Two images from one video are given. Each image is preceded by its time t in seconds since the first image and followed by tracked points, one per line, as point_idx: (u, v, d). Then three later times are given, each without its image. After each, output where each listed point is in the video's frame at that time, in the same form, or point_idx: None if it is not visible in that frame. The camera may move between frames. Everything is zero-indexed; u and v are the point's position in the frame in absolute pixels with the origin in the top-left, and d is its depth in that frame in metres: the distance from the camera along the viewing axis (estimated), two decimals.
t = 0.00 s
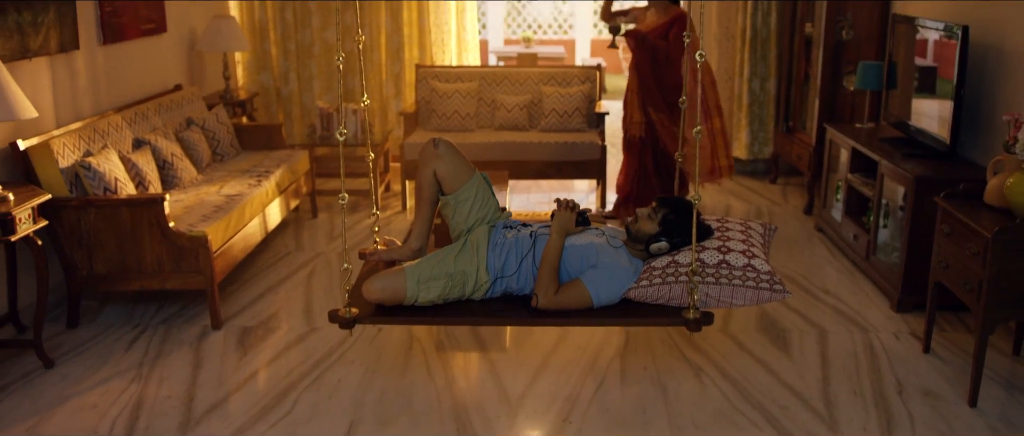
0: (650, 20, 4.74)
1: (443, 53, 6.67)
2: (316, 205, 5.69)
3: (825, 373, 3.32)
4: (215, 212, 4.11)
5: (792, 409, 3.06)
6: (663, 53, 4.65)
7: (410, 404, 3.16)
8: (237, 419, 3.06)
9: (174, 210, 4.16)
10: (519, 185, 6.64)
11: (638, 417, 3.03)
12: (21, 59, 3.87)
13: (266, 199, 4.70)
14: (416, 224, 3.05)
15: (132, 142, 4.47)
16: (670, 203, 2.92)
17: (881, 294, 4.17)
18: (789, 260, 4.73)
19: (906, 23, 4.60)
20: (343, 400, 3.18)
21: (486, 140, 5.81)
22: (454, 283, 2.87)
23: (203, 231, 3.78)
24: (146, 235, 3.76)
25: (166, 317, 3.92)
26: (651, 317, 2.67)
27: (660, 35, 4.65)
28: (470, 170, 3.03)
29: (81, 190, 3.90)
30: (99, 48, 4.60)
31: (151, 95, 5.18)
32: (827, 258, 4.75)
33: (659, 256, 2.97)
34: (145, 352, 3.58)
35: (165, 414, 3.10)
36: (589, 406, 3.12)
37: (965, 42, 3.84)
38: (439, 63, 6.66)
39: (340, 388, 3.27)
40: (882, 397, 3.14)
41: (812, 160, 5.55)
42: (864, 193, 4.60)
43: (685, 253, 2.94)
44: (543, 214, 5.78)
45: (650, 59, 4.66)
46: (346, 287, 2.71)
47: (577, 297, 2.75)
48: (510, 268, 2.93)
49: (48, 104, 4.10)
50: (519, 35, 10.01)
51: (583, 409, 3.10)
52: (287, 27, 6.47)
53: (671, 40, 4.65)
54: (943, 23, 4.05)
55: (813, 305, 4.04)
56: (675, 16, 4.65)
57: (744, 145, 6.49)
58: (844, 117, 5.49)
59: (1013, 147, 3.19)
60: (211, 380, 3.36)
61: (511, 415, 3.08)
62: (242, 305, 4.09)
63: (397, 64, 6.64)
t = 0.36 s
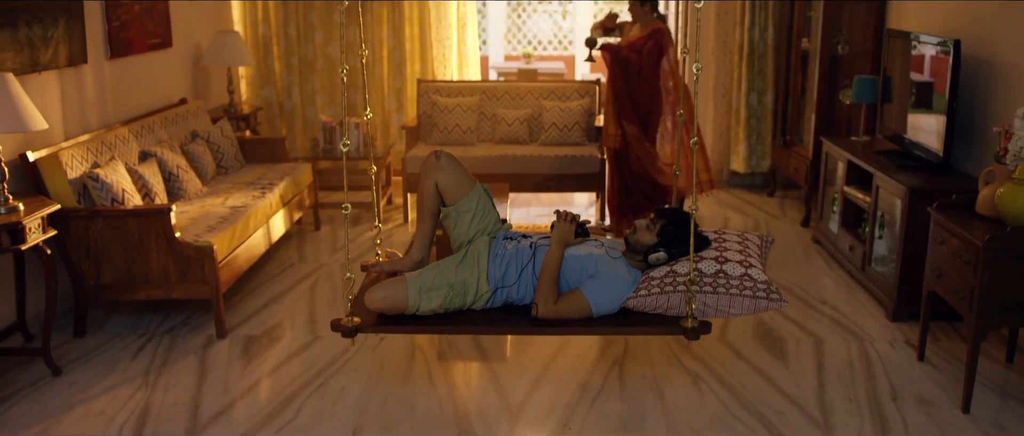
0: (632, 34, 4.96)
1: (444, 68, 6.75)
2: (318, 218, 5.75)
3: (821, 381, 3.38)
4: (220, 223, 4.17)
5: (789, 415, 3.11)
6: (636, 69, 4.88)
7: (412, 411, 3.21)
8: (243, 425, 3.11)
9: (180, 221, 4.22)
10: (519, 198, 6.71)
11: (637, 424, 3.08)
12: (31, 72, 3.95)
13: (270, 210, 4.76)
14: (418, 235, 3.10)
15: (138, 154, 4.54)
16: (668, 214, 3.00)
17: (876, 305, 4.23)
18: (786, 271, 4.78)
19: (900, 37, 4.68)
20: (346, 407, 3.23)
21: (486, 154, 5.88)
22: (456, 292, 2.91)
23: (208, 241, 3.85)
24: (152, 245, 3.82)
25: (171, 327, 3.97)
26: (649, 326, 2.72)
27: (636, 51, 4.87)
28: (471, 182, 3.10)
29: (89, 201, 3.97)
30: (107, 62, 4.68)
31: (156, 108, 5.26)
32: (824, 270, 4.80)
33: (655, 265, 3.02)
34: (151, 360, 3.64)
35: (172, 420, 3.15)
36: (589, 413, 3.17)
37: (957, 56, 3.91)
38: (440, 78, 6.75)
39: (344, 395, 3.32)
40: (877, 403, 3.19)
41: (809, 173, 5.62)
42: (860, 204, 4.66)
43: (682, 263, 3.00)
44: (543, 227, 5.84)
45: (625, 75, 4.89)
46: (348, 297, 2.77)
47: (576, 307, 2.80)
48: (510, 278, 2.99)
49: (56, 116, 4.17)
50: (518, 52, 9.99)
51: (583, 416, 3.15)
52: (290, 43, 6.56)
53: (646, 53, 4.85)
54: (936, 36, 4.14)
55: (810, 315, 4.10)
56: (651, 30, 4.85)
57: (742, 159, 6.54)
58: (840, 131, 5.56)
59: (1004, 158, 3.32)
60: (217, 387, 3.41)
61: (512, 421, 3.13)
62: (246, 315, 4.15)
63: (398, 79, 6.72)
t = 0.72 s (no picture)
0: (615, 45, 5.07)
1: (446, 80, 6.83)
2: (320, 227, 5.81)
3: (818, 386, 3.42)
4: (225, 231, 4.23)
5: (785, 419, 3.16)
6: (612, 75, 4.99)
7: (414, 415, 3.26)
8: (248, 429, 3.16)
9: (185, 230, 4.28)
10: (519, 209, 6.76)
11: (636, 427, 3.13)
12: (40, 83, 4.02)
13: (273, 219, 4.82)
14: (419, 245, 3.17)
15: (143, 164, 4.60)
16: (667, 225, 3.04)
17: (872, 312, 4.28)
18: (784, 279, 4.84)
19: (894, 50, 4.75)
20: (350, 411, 3.28)
21: (487, 164, 5.95)
22: (456, 302, 2.97)
23: (214, 249, 3.91)
24: (158, 253, 3.88)
25: (176, 333, 4.02)
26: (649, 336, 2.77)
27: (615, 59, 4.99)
28: (471, 193, 3.17)
29: (96, 209, 4.03)
30: (113, 73, 4.76)
31: (161, 119, 5.32)
32: (821, 278, 4.86)
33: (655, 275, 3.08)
34: (157, 366, 3.69)
35: (178, 424, 3.20)
36: (588, 417, 3.22)
37: (950, 67, 3.99)
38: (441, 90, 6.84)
39: (347, 400, 3.37)
40: (872, 407, 3.24)
41: (807, 184, 5.68)
42: (856, 213, 4.72)
43: (682, 272, 3.06)
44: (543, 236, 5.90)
45: (601, 81, 4.99)
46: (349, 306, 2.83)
47: (576, 317, 2.85)
48: (510, 288, 3.04)
49: (64, 126, 4.24)
50: (519, 64, 10.10)
51: (582, 420, 3.20)
52: (293, 55, 6.64)
53: (622, 64, 4.98)
54: (932, 48, 4.21)
55: (806, 322, 4.15)
56: (631, 41, 4.98)
57: (740, 170, 6.60)
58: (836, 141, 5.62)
59: (995, 167, 3.39)
60: (222, 391, 3.46)
61: (512, 425, 3.18)
62: (250, 322, 4.20)
63: (400, 91, 6.80)
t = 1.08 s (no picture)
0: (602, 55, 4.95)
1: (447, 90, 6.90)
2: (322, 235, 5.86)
3: (814, 389, 3.47)
4: (229, 238, 4.29)
5: (782, 422, 3.21)
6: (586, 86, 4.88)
7: (416, 418, 3.31)
8: (252, 431, 3.21)
9: (189, 237, 4.34)
10: (520, 218, 6.82)
11: (635, 429, 3.17)
12: (48, 92, 4.09)
13: (276, 227, 4.87)
14: (420, 253, 3.22)
15: (148, 172, 4.66)
16: (666, 234, 3.08)
17: (869, 318, 4.33)
18: (781, 286, 4.89)
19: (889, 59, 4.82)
20: (353, 414, 3.33)
21: (487, 173, 6.00)
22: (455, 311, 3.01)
23: (218, 255, 3.96)
24: (163, 258, 3.93)
25: (180, 339, 4.07)
26: (651, 344, 2.82)
27: (593, 70, 4.87)
28: (471, 203, 3.22)
29: (102, 216, 4.09)
30: (119, 82, 4.82)
31: (165, 127, 5.38)
32: (819, 285, 4.91)
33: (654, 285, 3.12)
34: (162, 370, 3.73)
35: (182, 426, 3.25)
36: (588, 420, 3.27)
37: (944, 75, 4.05)
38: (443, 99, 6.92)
39: (350, 403, 3.42)
40: (868, 410, 3.28)
41: (804, 192, 5.74)
42: (852, 221, 4.77)
43: (682, 281, 3.09)
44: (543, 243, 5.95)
45: (577, 92, 4.90)
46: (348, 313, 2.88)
47: (576, 325, 2.90)
48: (510, 297, 3.08)
49: (71, 134, 4.30)
50: (519, 76, 10.22)
51: (582, 423, 3.25)
52: (295, 65, 6.72)
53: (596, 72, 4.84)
54: (929, 57, 4.26)
55: (803, 327, 4.20)
56: (609, 52, 4.83)
57: (738, 179, 6.66)
58: (833, 149, 5.68)
59: (988, 173, 3.44)
60: (226, 395, 3.51)
61: (513, 428, 3.22)
62: (253, 328, 4.25)
63: (401, 101, 6.86)
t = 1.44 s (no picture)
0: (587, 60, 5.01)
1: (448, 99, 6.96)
2: (324, 241, 5.91)
3: (811, 393, 3.51)
4: (232, 244, 4.34)
5: (779, 424, 3.25)
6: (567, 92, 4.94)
7: (418, 421, 3.35)
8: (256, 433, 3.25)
9: (193, 243, 4.39)
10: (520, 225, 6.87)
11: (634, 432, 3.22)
12: (54, 99, 4.14)
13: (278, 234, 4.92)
14: (420, 261, 3.27)
15: (152, 179, 4.71)
16: (666, 242, 3.13)
17: (866, 323, 4.37)
18: (779, 292, 4.93)
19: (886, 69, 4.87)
20: (355, 417, 3.37)
21: (488, 180, 6.05)
22: (454, 318, 3.06)
23: (222, 261, 4.00)
24: (168, 264, 3.98)
25: (184, 343, 4.11)
26: (652, 350, 2.87)
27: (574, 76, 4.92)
28: (470, 211, 3.27)
29: (107, 222, 4.14)
30: (124, 90, 4.88)
31: (169, 135, 5.44)
32: (816, 291, 4.95)
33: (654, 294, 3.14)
34: (166, 374, 3.77)
35: (187, 428, 3.29)
36: (588, 422, 3.31)
37: (939, 82, 4.10)
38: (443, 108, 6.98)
39: (352, 406, 3.46)
40: (864, 413, 3.32)
41: (801, 198, 5.79)
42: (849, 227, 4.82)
43: (682, 288, 3.11)
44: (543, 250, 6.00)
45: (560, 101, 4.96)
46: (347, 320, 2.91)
47: (576, 333, 2.95)
48: (510, 305, 3.13)
49: (77, 141, 4.35)
50: (519, 85, 10.32)
51: (581, 425, 3.29)
52: (297, 74, 6.76)
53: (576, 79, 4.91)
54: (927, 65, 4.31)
55: (800, 332, 4.24)
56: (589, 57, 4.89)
57: (736, 186, 6.72)
58: (830, 157, 5.74)
59: (981, 179, 3.49)
60: (230, 398, 3.55)
61: (513, 430, 3.26)
62: (256, 333, 4.29)
63: (402, 109, 6.92)
